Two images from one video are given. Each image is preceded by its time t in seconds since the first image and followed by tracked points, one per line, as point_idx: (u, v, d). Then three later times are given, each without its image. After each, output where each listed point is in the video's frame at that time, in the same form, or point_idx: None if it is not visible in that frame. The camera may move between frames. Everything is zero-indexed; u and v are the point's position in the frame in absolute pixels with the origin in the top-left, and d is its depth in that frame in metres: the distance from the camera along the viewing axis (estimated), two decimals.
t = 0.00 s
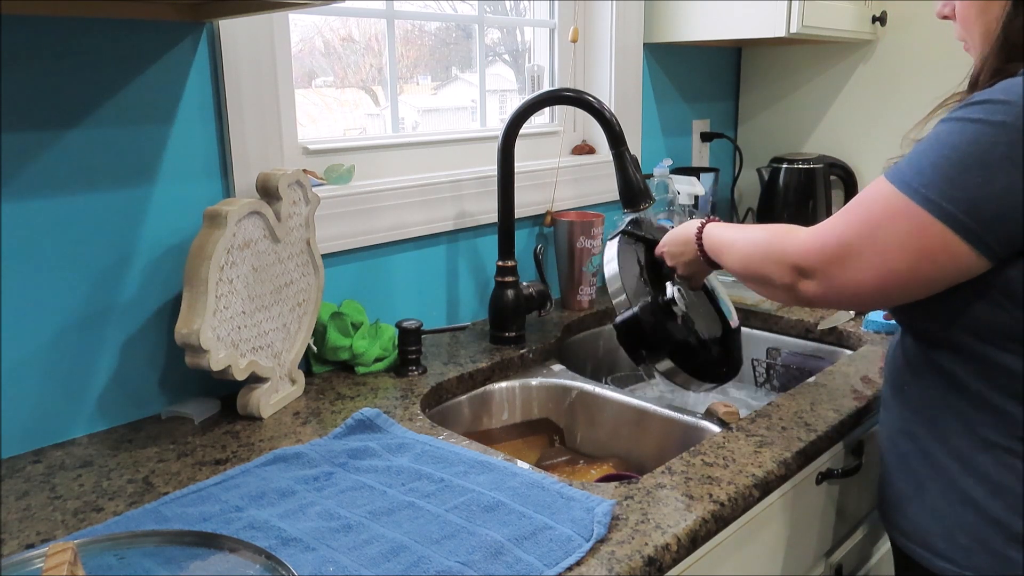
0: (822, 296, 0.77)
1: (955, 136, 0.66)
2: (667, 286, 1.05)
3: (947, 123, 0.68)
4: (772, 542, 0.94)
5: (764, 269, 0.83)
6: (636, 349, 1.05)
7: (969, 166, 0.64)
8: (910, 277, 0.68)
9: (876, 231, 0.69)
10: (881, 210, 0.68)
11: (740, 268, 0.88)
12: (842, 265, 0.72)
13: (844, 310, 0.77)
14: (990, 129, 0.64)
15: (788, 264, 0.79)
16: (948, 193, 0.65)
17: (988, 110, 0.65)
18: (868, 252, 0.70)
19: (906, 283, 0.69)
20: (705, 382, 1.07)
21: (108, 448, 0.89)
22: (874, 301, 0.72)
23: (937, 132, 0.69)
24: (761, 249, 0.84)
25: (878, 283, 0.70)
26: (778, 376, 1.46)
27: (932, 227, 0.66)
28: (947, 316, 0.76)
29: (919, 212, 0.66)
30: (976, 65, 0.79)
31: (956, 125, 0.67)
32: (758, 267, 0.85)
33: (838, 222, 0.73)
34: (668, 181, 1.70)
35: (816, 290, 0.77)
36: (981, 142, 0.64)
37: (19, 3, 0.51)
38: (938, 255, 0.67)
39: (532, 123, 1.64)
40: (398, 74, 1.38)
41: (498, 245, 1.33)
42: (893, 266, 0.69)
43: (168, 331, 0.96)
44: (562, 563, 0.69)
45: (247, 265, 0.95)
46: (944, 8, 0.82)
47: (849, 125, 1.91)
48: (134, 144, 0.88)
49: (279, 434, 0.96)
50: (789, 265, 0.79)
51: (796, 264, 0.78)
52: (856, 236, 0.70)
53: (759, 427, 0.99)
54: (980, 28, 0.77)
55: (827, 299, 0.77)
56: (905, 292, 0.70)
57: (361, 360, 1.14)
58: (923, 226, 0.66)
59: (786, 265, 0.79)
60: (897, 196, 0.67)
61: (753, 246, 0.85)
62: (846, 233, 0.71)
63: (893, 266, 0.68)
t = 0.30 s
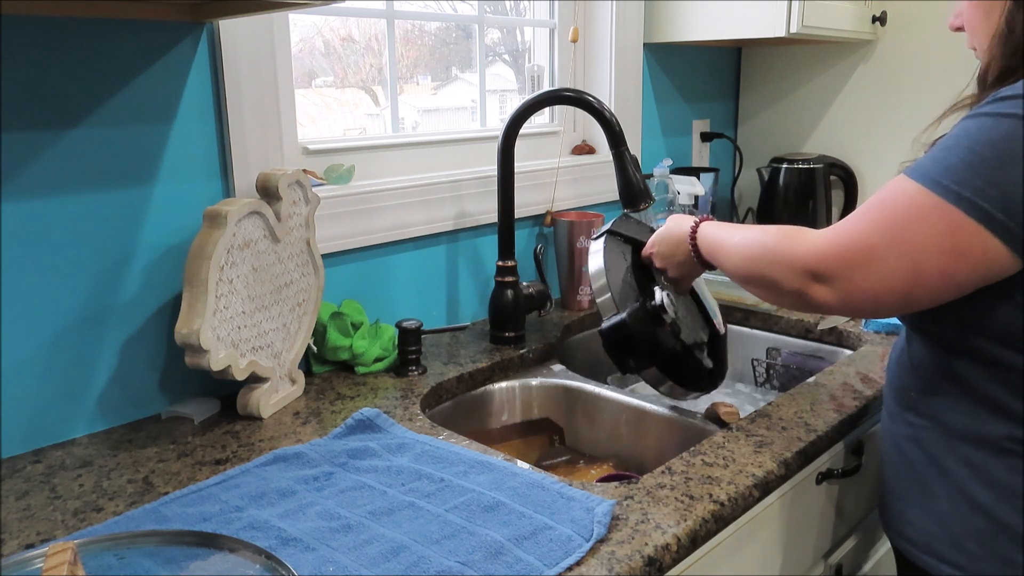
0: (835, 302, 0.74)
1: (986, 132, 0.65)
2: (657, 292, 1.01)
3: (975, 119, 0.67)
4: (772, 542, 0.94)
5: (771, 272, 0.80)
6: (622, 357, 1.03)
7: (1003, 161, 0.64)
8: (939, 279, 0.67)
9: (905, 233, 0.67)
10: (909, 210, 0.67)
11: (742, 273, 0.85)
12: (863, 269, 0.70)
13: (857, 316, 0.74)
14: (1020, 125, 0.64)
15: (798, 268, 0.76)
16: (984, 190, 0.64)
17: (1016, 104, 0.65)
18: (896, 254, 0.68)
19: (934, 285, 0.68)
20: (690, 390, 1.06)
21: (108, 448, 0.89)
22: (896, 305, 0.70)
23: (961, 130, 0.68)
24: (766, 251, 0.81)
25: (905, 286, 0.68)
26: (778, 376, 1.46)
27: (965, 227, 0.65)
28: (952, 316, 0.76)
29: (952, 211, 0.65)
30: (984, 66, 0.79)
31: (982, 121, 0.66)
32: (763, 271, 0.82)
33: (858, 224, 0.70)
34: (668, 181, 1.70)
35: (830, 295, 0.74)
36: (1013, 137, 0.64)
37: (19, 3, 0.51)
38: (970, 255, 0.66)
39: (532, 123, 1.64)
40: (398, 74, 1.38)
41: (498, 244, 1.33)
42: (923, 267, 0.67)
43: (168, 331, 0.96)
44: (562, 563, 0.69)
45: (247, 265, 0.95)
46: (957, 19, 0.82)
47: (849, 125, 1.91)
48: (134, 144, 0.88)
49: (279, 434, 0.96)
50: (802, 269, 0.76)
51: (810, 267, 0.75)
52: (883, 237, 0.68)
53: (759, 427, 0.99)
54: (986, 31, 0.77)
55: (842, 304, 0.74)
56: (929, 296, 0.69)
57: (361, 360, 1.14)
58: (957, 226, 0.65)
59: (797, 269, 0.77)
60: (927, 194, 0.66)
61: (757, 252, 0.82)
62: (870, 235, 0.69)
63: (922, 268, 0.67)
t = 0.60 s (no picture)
0: (838, 308, 0.74)
1: (989, 133, 0.66)
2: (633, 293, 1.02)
3: (977, 121, 0.67)
4: (772, 542, 0.94)
5: (771, 279, 0.79)
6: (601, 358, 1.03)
7: (1006, 162, 0.64)
8: (945, 282, 0.67)
9: (909, 237, 0.67)
10: (913, 214, 0.66)
11: (739, 278, 0.83)
12: (868, 274, 0.70)
13: (860, 321, 0.74)
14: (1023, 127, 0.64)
15: (799, 274, 0.76)
16: (988, 190, 0.64)
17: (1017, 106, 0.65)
18: (901, 259, 0.67)
19: (939, 289, 0.68)
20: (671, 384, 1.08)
21: (108, 448, 0.89)
22: (900, 309, 0.70)
23: (962, 132, 0.68)
24: (763, 257, 0.80)
25: (911, 291, 0.68)
26: (778, 376, 1.44)
27: (971, 230, 0.65)
28: (951, 316, 0.76)
29: (957, 213, 0.65)
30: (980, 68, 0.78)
31: (984, 123, 0.67)
32: (761, 277, 0.81)
33: (860, 229, 0.70)
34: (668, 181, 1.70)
35: (833, 302, 0.74)
36: (1016, 137, 0.64)
37: (19, 3, 0.51)
38: (976, 257, 0.66)
39: (532, 123, 1.64)
40: (398, 74, 1.38)
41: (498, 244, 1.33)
42: (930, 272, 0.67)
43: (169, 331, 0.96)
44: (562, 563, 0.69)
45: (247, 265, 0.95)
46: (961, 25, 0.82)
47: (850, 125, 1.91)
48: (134, 144, 0.88)
49: (279, 434, 0.96)
50: (803, 276, 0.75)
51: (812, 274, 0.74)
52: (887, 242, 0.68)
53: (759, 427, 0.99)
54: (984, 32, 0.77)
55: (845, 310, 0.74)
56: (935, 300, 0.69)
57: (361, 360, 1.14)
58: (962, 229, 0.65)
59: (798, 275, 0.76)
60: (930, 197, 0.66)
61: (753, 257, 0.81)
62: (875, 239, 0.68)
63: (928, 272, 0.67)
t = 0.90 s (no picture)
0: (814, 306, 0.75)
1: (952, 134, 0.66)
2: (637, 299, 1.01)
3: (944, 121, 0.68)
4: (771, 542, 0.94)
5: (750, 279, 0.81)
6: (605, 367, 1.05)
7: (969, 162, 0.64)
8: (913, 280, 0.68)
9: (875, 235, 0.68)
10: (879, 213, 0.67)
11: (720, 278, 0.85)
12: (839, 272, 0.71)
13: (838, 318, 0.75)
14: (988, 127, 0.64)
15: (776, 274, 0.77)
16: (950, 190, 0.64)
17: (982, 107, 0.65)
18: (868, 258, 0.68)
19: (908, 287, 0.68)
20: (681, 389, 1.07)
21: (108, 448, 0.89)
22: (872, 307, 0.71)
23: (927, 134, 0.69)
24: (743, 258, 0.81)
25: (882, 288, 0.69)
26: (778, 376, 1.44)
27: (935, 228, 0.65)
28: (928, 314, 0.77)
29: (920, 212, 0.65)
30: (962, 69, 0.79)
31: (949, 124, 0.67)
32: (742, 276, 0.82)
33: (830, 230, 0.71)
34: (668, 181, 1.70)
35: (810, 300, 0.75)
36: (979, 138, 0.64)
37: (19, 3, 0.51)
38: (943, 254, 0.66)
39: (532, 123, 1.64)
40: (398, 74, 1.38)
41: (498, 244, 1.33)
42: (897, 270, 0.68)
43: (169, 331, 0.96)
44: (562, 563, 0.69)
45: (247, 265, 0.95)
46: (941, 25, 0.84)
47: (850, 125, 1.91)
48: (134, 144, 0.88)
49: (279, 434, 0.96)
50: (780, 275, 0.77)
51: (788, 273, 0.75)
52: (855, 240, 0.69)
53: (759, 428, 0.99)
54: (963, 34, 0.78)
55: (823, 308, 0.75)
56: (907, 296, 0.69)
57: (361, 360, 1.14)
58: (927, 226, 0.65)
59: (776, 274, 0.77)
60: (896, 197, 0.67)
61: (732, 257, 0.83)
62: (845, 239, 0.69)
63: (896, 269, 0.67)
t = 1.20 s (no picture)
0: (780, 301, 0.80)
1: (885, 140, 0.70)
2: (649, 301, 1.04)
3: (886, 126, 0.71)
4: (772, 542, 0.94)
5: (725, 276, 0.87)
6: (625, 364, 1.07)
7: (897, 168, 0.68)
8: (853, 275, 0.72)
9: (820, 236, 0.72)
10: (822, 215, 0.72)
11: (702, 276, 0.91)
12: (794, 272, 0.76)
13: (803, 313, 0.80)
14: (919, 131, 0.67)
15: (746, 273, 0.83)
16: (880, 195, 0.68)
17: (916, 114, 0.68)
18: (812, 256, 0.73)
19: (850, 282, 0.72)
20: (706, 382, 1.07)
21: (108, 448, 0.88)
22: (824, 301, 0.76)
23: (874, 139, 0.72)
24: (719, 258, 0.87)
25: (830, 285, 0.73)
26: (778, 376, 1.46)
27: (868, 227, 0.69)
28: (877, 301, 0.79)
29: (854, 216, 0.69)
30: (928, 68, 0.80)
31: (889, 131, 0.70)
32: (719, 275, 0.88)
33: (787, 232, 0.76)
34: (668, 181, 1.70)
35: (777, 297, 0.80)
36: (909, 144, 0.67)
37: (19, 3, 0.51)
38: (880, 253, 0.70)
39: (532, 123, 1.64)
40: (398, 74, 1.38)
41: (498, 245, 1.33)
42: (837, 266, 0.72)
43: (168, 331, 0.96)
44: (562, 563, 0.69)
45: (247, 265, 0.95)
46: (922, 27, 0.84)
47: (849, 125, 1.91)
48: (134, 144, 0.88)
49: (279, 434, 0.96)
50: (750, 274, 0.82)
51: (755, 272, 0.81)
52: (805, 241, 0.74)
53: (759, 427, 0.99)
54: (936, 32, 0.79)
55: (789, 305, 0.80)
56: (855, 291, 0.73)
57: (361, 360, 1.14)
58: (861, 228, 0.69)
59: (746, 273, 0.83)
60: (836, 201, 0.71)
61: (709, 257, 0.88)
62: (795, 238, 0.74)
63: (837, 267, 0.72)
